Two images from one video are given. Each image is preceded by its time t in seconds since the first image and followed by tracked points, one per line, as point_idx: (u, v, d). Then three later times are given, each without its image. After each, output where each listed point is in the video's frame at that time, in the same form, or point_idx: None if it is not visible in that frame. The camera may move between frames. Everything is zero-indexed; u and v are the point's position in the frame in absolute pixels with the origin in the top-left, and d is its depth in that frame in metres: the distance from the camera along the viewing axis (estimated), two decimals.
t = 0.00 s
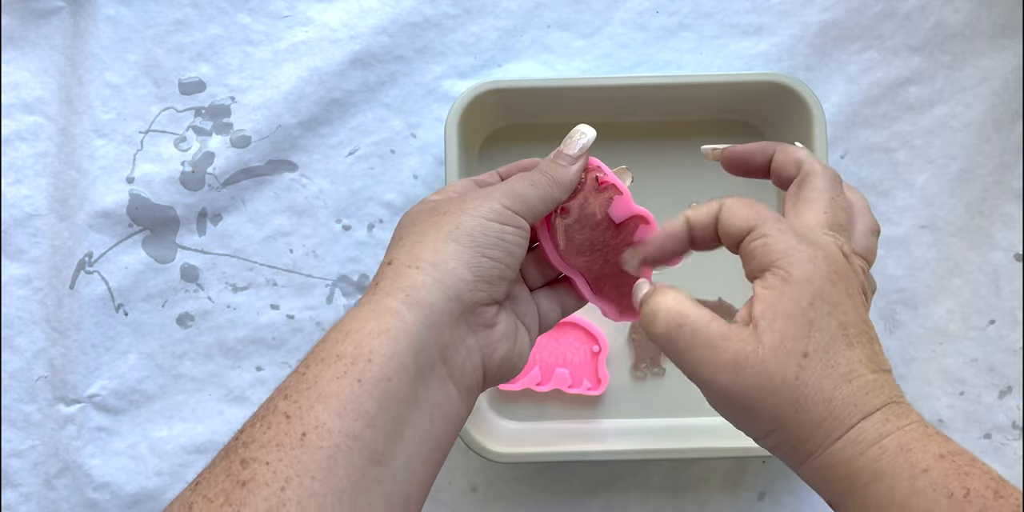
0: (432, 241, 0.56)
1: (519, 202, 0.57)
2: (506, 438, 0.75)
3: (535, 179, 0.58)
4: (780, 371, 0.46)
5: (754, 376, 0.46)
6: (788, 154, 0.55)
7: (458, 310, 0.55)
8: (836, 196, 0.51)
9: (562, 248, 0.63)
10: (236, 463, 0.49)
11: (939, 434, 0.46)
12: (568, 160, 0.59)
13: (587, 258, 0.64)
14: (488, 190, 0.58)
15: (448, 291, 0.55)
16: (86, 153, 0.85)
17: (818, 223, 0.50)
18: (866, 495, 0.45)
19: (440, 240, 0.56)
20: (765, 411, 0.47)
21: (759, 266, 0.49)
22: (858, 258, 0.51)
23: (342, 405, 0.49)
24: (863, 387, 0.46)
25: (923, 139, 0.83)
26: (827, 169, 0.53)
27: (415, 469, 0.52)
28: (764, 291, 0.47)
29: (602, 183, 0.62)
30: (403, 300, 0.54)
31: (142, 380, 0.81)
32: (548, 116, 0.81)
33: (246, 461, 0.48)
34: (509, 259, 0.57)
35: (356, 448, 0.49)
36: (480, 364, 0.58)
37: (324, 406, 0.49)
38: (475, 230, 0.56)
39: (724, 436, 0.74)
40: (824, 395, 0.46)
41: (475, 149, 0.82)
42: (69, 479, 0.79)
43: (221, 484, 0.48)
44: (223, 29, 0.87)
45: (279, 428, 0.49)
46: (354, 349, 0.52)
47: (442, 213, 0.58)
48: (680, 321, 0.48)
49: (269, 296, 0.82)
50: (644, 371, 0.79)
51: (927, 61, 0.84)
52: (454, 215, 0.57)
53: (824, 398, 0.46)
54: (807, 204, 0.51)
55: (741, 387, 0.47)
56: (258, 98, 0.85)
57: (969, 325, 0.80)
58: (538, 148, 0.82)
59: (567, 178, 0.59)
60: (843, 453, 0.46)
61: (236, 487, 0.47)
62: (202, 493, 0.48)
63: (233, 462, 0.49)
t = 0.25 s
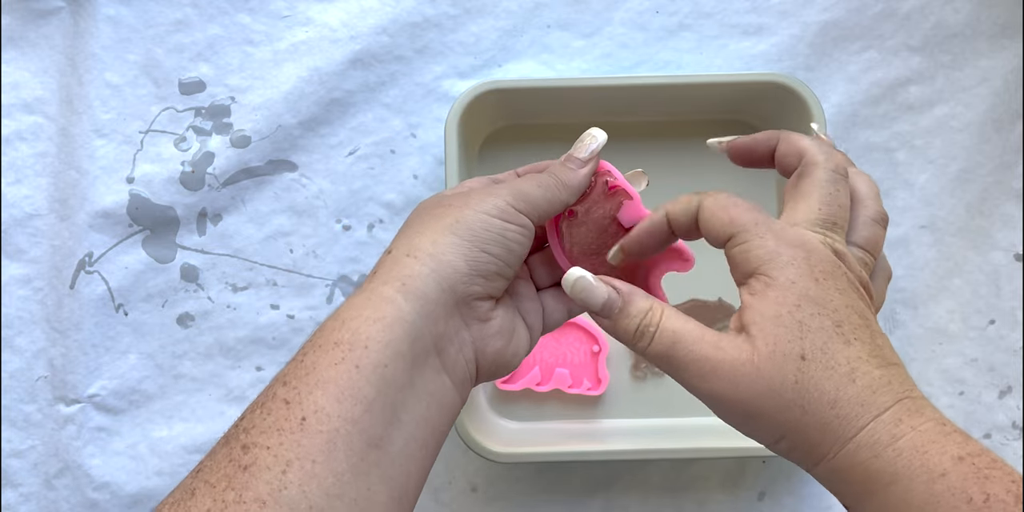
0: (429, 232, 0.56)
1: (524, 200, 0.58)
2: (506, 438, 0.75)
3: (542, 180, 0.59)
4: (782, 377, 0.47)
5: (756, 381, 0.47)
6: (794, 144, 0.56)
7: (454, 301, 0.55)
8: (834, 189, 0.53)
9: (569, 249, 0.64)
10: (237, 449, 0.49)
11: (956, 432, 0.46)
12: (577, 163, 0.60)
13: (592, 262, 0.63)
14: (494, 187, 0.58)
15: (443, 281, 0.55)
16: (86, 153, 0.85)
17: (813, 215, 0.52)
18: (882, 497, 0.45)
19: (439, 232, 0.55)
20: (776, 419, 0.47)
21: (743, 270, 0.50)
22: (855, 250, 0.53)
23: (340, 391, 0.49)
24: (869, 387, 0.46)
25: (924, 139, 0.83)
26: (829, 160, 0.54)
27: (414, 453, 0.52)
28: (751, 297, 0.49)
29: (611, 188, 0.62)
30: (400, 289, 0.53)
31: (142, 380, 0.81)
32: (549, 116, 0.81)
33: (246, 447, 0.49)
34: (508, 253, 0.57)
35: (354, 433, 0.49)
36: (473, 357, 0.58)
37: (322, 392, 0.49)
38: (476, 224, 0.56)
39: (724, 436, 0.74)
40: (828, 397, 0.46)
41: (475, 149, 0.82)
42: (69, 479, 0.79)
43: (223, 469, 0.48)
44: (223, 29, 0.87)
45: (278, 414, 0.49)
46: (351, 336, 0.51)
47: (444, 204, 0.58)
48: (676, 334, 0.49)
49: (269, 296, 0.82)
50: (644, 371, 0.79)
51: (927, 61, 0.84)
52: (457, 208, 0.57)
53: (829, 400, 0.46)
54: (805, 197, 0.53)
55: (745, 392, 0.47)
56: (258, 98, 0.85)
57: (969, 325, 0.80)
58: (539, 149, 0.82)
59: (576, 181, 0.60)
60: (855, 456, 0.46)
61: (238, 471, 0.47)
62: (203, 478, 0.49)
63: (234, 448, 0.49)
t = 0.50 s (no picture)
0: (424, 226, 0.56)
1: (523, 196, 0.57)
2: (506, 438, 0.75)
3: (542, 177, 0.58)
4: (776, 370, 0.47)
5: (749, 374, 0.47)
6: (790, 139, 0.57)
7: (446, 295, 0.56)
8: (834, 180, 0.53)
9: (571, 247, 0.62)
10: (229, 443, 0.49)
11: (942, 431, 0.46)
12: (583, 162, 0.59)
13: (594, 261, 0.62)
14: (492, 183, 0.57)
15: (437, 274, 0.55)
16: (86, 153, 0.85)
17: (816, 207, 0.51)
18: (865, 492, 0.45)
19: (434, 226, 0.56)
20: (765, 412, 0.48)
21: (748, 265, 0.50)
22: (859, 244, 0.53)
23: (333, 384, 0.50)
24: (860, 384, 0.46)
25: (923, 139, 0.83)
26: (827, 153, 0.54)
27: (407, 447, 0.52)
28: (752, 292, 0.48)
29: (616, 188, 0.63)
30: (392, 282, 0.54)
31: (142, 380, 0.81)
32: (549, 116, 0.81)
33: (238, 440, 0.49)
34: (504, 250, 0.57)
35: (346, 425, 0.49)
36: (466, 351, 0.58)
37: (315, 385, 0.50)
38: (472, 219, 0.56)
39: (725, 437, 0.74)
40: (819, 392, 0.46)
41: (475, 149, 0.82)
42: (69, 479, 0.79)
43: (215, 463, 0.48)
44: (223, 29, 0.87)
45: (271, 407, 0.49)
46: (344, 329, 0.52)
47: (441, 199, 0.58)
48: (677, 315, 0.49)
49: (269, 296, 0.82)
50: (644, 371, 0.79)
51: (927, 61, 0.84)
52: (454, 203, 0.57)
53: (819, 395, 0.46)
54: (806, 189, 0.52)
55: (737, 387, 0.48)
56: (258, 98, 0.85)
57: (969, 325, 0.80)
58: (539, 149, 0.82)
59: (581, 180, 0.58)
60: (841, 451, 0.46)
61: (230, 465, 0.48)
62: (196, 471, 0.49)
63: (226, 442, 0.49)
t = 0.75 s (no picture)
0: (427, 221, 0.56)
1: (527, 196, 0.57)
2: (506, 438, 0.75)
3: (546, 176, 0.58)
4: (794, 362, 0.46)
5: (767, 366, 0.47)
6: (739, 146, 0.57)
7: (449, 291, 0.56)
8: (797, 177, 0.53)
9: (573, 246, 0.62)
10: (233, 437, 0.49)
11: (962, 421, 0.46)
12: (585, 162, 0.59)
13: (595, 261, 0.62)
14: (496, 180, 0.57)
15: (440, 269, 0.55)
16: (86, 153, 0.85)
17: (796, 203, 0.52)
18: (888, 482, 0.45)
19: (436, 222, 0.56)
20: (786, 404, 0.48)
21: (751, 269, 0.51)
22: (843, 229, 0.51)
23: (336, 378, 0.50)
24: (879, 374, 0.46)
25: (923, 139, 0.83)
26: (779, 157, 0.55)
27: (410, 441, 0.52)
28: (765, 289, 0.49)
29: (618, 188, 0.63)
30: (395, 277, 0.54)
31: (142, 380, 0.81)
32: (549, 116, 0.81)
33: (243, 435, 0.49)
34: (506, 247, 0.57)
35: (351, 419, 0.49)
36: (468, 347, 0.58)
37: (319, 380, 0.50)
38: (475, 215, 0.56)
39: (726, 437, 0.74)
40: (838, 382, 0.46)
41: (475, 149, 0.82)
42: (69, 479, 0.79)
43: (220, 458, 0.48)
44: (223, 29, 0.87)
45: (275, 402, 0.49)
46: (347, 323, 0.52)
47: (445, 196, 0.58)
48: (698, 306, 0.50)
49: (269, 296, 0.82)
50: (644, 371, 0.79)
51: (927, 61, 0.84)
52: (457, 199, 0.57)
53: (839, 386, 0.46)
54: (777, 190, 0.53)
55: (758, 379, 0.47)
56: (258, 98, 0.85)
57: (969, 325, 0.80)
58: (538, 149, 0.82)
59: (583, 179, 0.59)
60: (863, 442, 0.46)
61: (234, 459, 0.48)
62: (201, 467, 0.49)
63: (231, 437, 0.49)
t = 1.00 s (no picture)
0: (443, 217, 0.56)
1: (540, 188, 0.57)
2: (507, 438, 0.75)
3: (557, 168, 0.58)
4: (802, 353, 0.47)
5: (773, 353, 0.48)
6: (751, 156, 0.58)
7: (467, 287, 0.56)
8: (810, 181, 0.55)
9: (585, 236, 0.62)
10: (250, 433, 0.49)
11: (968, 419, 0.46)
12: (592, 153, 0.59)
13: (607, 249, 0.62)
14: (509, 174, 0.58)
15: (458, 266, 0.55)
16: (86, 153, 0.85)
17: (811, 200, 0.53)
18: (892, 478, 0.45)
19: (452, 217, 0.56)
20: (793, 396, 0.48)
21: (771, 255, 0.51)
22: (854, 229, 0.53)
23: (354, 375, 0.50)
24: (885, 369, 0.47)
25: (923, 139, 0.83)
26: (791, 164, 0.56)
27: (428, 438, 0.52)
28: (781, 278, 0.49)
29: (627, 176, 0.62)
30: (414, 274, 0.54)
31: (142, 380, 0.81)
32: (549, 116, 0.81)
33: (259, 430, 0.48)
34: (521, 241, 0.57)
35: (368, 416, 0.49)
36: (486, 343, 0.59)
37: (337, 376, 0.50)
38: (491, 211, 0.56)
39: (726, 437, 0.74)
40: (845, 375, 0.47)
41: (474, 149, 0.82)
42: (69, 479, 0.79)
43: (236, 453, 0.48)
44: (223, 29, 0.87)
45: (292, 397, 0.49)
46: (365, 319, 0.52)
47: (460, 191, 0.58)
48: (705, 300, 0.51)
49: (269, 296, 0.82)
50: (644, 371, 0.78)
51: (927, 61, 0.84)
52: (472, 194, 0.57)
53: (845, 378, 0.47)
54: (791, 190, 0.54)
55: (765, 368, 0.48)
56: (258, 98, 0.85)
57: (969, 325, 0.80)
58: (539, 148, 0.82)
59: (592, 170, 0.59)
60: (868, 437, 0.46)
61: (251, 454, 0.47)
62: (217, 461, 0.48)
63: (246, 432, 0.49)
